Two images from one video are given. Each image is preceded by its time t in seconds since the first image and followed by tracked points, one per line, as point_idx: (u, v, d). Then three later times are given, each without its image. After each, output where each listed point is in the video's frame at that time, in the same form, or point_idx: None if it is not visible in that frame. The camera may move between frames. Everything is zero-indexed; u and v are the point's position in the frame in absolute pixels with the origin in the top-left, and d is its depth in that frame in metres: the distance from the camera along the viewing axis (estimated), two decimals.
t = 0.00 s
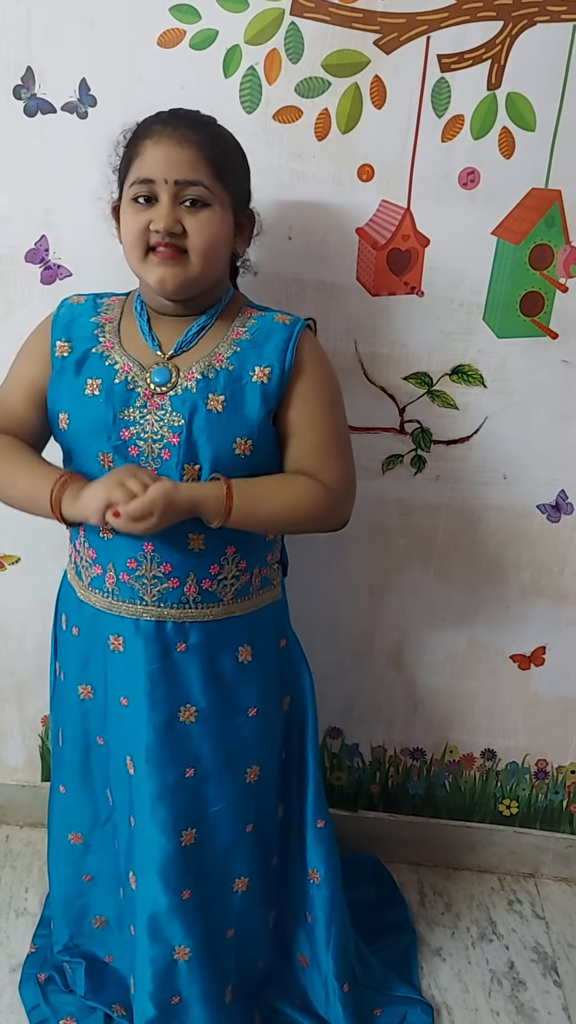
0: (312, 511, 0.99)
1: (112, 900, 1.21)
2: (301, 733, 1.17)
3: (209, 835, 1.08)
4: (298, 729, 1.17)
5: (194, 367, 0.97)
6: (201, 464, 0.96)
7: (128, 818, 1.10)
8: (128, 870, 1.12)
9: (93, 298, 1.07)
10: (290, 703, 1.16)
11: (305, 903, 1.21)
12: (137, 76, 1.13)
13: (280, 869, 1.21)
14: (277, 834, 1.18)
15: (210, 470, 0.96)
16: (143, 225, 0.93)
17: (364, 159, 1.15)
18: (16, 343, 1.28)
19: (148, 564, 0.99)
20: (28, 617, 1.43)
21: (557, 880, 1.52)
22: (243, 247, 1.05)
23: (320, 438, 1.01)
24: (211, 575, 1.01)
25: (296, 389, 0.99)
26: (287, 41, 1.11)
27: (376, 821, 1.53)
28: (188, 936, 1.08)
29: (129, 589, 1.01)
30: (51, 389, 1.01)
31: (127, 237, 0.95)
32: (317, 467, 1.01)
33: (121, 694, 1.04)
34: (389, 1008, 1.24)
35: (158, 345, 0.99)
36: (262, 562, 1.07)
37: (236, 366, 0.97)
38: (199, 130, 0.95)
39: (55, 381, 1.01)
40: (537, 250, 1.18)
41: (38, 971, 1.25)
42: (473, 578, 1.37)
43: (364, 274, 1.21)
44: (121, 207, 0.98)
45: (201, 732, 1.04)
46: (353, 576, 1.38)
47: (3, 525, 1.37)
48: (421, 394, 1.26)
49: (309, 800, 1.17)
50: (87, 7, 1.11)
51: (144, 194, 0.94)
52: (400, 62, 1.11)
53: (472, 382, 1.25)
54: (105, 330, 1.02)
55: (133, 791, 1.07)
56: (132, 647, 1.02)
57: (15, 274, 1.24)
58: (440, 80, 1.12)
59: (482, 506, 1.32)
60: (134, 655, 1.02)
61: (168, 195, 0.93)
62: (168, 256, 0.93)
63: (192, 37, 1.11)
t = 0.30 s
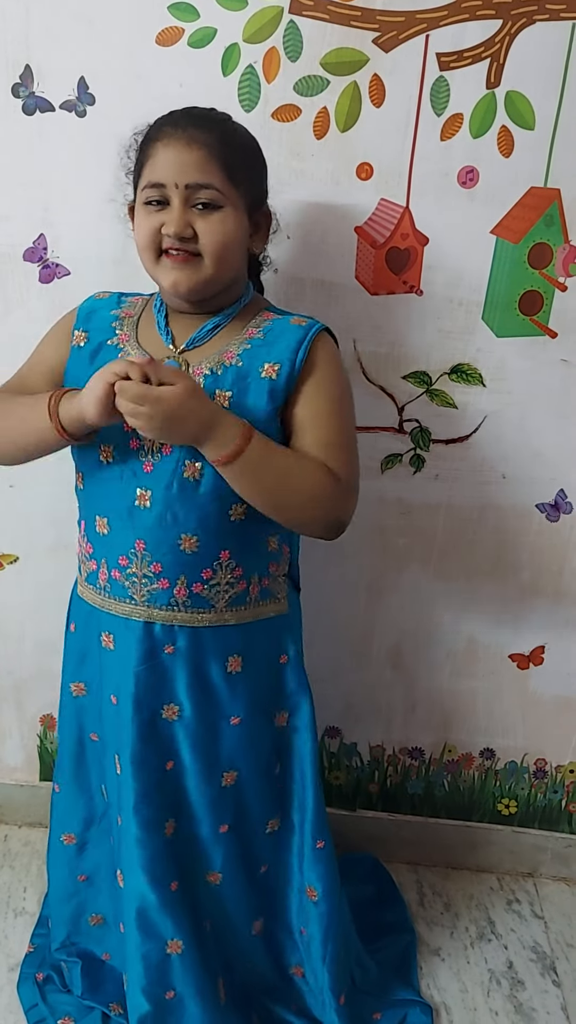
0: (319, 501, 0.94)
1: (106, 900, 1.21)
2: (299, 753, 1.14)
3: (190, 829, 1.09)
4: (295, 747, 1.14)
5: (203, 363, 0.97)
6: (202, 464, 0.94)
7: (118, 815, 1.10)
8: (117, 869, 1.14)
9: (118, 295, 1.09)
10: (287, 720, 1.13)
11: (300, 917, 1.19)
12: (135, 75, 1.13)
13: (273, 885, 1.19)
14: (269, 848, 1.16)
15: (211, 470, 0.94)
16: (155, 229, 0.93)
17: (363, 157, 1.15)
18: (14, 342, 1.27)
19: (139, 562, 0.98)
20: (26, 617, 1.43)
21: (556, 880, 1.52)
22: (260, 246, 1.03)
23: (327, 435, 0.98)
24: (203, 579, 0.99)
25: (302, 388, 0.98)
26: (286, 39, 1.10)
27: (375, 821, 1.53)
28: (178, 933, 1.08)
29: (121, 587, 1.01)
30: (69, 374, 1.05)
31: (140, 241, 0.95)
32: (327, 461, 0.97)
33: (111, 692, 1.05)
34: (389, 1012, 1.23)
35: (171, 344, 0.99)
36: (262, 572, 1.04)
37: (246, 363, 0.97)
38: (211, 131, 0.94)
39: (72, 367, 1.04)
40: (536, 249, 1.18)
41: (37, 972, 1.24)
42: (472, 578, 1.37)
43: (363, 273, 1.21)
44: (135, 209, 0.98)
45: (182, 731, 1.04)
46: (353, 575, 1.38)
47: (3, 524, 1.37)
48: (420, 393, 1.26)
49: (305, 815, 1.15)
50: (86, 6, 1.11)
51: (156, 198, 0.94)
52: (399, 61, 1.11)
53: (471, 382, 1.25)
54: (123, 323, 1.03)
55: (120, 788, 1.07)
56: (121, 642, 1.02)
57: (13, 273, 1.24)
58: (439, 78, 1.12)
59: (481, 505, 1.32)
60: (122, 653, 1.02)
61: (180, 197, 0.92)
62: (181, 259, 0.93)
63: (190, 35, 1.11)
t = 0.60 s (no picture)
0: (343, 535, 0.94)
1: (107, 906, 1.20)
2: (299, 769, 1.11)
3: (191, 835, 1.09)
4: (296, 763, 1.11)
5: (217, 362, 0.97)
6: (212, 462, 0.95)
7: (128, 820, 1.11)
8: (127, 880, 1.16)
9: (129, 298, 1.09)
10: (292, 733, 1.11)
11: (302, 933, 1.16)
12: (134, 74, 1.13)
13: (275, 900, 1.17)
14: (271, 862, 1.14)
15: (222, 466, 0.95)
16: (170, 241, 0.93)
17: (362, 155, 1.15)
18: (13, 341, 1.27)
19: (144, 561, 0.99)
20: (25, 616, 1.43)
21: (556, 880, 1.52)
22: (274, 254, 1.03)
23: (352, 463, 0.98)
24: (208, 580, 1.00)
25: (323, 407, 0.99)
26: (285, 37, 1.10)
27: (374, 820, 1.53)
28: (182, 937, 1.08)
29: (124, 588, 1.01)
30: (77, 377, 1.04)
31: (155, 252, 0.95)
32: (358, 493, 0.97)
33: (118, 694, 1.06)
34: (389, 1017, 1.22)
35: (182, 343, 1.00)
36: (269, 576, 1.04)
37: (260, 363, 0.97)
38: (225, 141, 0.94)
39: (80, 368, 1.03)
40: (535, 248, 1.18)
41: (35, 971, 1.25)
42: (472, 577, 1.37)
43: (362, 273, 1.21)
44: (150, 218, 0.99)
45: (184, 738, 1.04)
46: (352, 575, 1.38)
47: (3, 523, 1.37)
48: (419, 392, 1.26)
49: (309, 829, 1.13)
50: (85, 5, 1.11)
51: (171, 209, 0.94)
52: (398, 59, 1.11)
53: (470, 381, 1.25)
54: (131, 324, 1.03)
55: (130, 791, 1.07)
56: (125, 644, 1.03)
57: (11, 272, 1.23)
58: (438, 76, 1.12)
59: (481, 505, 1.32)
60: (126, 656, 1.03)
61: (195, 210, 0.93)
62: (196, 273, 0.93)
63: (189, 33, 1.11)
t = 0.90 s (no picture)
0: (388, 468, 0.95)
1: (107, 906, 1.20)
2: (305, 768, 1.12)
3: (196, 840, 1.09)
4: (302, 762, 1.12)
5: (223, 365, 0.96)
6: (218, 463, 0.94)
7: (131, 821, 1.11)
8: (126, 883, 1.16)
9: (133, 296, 1.08)
10: (298, 733, 1.11)
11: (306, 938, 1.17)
12: (133, 74, 1.13)
13: (280, 903, 1.17)
14: (275, 864, 1.15)
15: (228, 471, 0.94)
16: (177, 232, 0.93)
17: (361, 155, 1.15)
18: (11, 341, 1.27)
19: (149, 564, 0.99)
20: (24, 616, 1.43)
21: (554, 878, 1.52)
22: (285, 247, 1.02)
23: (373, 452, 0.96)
24: (213, 584, 0.99)
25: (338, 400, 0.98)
26: (283, 37, 1.10)
27: (373, 819, 1.53)
28: (182, 943, 1.08)
29: (130, 590, 1.01)
30: (81, 377, 1.02)
31: (161, 243, 0.95)
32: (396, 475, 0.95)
33: (123, 696, 1.06)
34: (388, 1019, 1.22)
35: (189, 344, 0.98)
36: (276, 579, 1.04)
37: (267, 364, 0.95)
38: (237, 135, 0.94)
39: (84, 369, 1.02)
40: (534, 248, 1.18)
41: (34, 971, 1.25)
42: (471, 577, 1.37)
43: (361, 272, 1.21)
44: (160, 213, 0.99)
45: (191, 742, 1.04)
46: (351, 574, 1.38)
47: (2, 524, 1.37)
48: (418, 391, 1.26)
49: (316, 831, 1.13)
50: (84, 5, 1.11)
51: (180, 200, 0.94)
52: (397, 59, 1.11)
53: (469, 381, 1.25)
54: (137, 324, 1.02)
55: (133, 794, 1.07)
56: (131, 647, 1.02)
57: (10, 272, 1.23)
58: (437, 76, 1.12)
59: (479, 504, 1.32)
60: (132, 658, 1.03)
61: (202, 201, 0.93)
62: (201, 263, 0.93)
63: (188, 33, 1.11)
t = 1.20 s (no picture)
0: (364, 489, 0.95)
1: (109, 900, 1.21)
2: (306, 768, 1.12)
3: (194, 836, 1.09)
4: (303, 762, 1.12)
5: (233, 367, 0.96)
6: (225, 466, 0.95)
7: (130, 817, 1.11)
8: (125, 877, 1.17)
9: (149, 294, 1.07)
10: (299, 733, 1.11)
11: (302, 936, 1.17)
12: (132, 73, 1.13)
13: (278, 899, 1.17)
14: (273, 860, 1.15)
15: (234, 473, 0.95)
16: (188, 236, 0.93)
17: (360, 153, 1.15)
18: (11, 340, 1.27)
19: (154, 563, 0.99)
20: (23, 615, 1.43)
21: (554, 877, 1.52)
22: (297, 251, 1.01)
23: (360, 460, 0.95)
24: (217, 584, 0.99)
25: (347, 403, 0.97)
26: (282, 36, 1.10)
27: (373, 818, 1.53)
28: (181, 938, 1.08)
29: (134, 589, 1.01)
30: (94, 374, 1.04)
31: (172, 246, 0.95)
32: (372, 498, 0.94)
33: (125, 692, 1.06)
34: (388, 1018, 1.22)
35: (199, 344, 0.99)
36: (281, 580, 1.03)
37: (277, 368, 0.96)
38: (251, 138, 0.94)
39: (98, 366, 1.03)
40: (533, 246, 1.18)
41: (35, 968, 1.25)
42: (471, 575, 1.37)
43: (360, 270, 1.21)
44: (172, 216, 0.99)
45: (191, 740, 1.04)
46: (350, 573, 1.38)
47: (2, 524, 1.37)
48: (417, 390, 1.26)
49: (314, 831, 1.13)
50: (83, 4, 1.11)
51: (192, 204, 0.94)
52: (396, 58, 1.11)
53: (468, 378, 1.25)
54: (150, 323, 1.02)
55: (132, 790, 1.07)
56: (134, 643, 1.02)
57: (9, 271, 1.23)
58: (436, 75, 1.12)
59: (479, 503, 1.32)
60: (134, 654, 1.03)
61: (214, 205, 0.92)
62: (211, 268, 0.93)
63: (187, 32, 1.11)
